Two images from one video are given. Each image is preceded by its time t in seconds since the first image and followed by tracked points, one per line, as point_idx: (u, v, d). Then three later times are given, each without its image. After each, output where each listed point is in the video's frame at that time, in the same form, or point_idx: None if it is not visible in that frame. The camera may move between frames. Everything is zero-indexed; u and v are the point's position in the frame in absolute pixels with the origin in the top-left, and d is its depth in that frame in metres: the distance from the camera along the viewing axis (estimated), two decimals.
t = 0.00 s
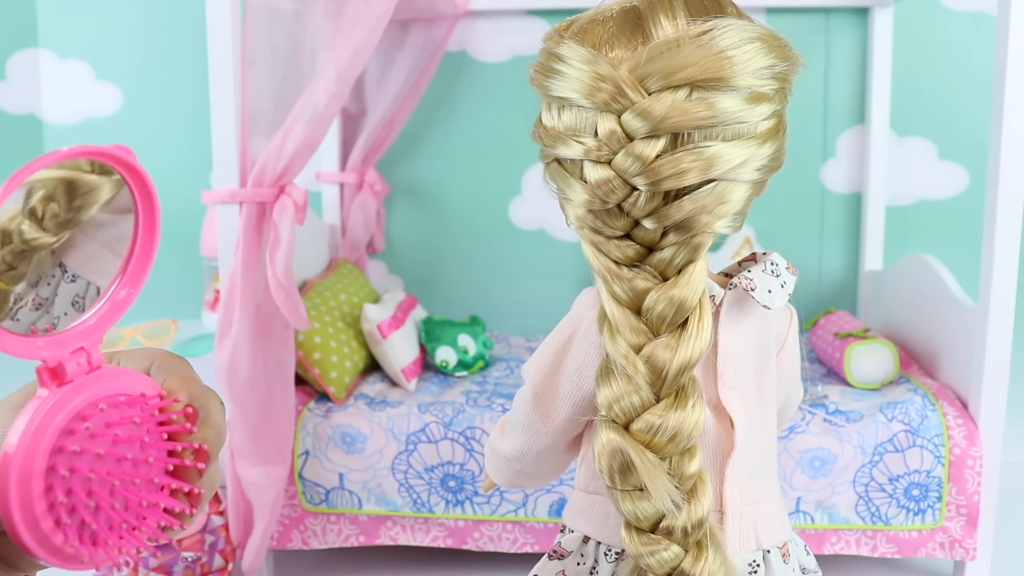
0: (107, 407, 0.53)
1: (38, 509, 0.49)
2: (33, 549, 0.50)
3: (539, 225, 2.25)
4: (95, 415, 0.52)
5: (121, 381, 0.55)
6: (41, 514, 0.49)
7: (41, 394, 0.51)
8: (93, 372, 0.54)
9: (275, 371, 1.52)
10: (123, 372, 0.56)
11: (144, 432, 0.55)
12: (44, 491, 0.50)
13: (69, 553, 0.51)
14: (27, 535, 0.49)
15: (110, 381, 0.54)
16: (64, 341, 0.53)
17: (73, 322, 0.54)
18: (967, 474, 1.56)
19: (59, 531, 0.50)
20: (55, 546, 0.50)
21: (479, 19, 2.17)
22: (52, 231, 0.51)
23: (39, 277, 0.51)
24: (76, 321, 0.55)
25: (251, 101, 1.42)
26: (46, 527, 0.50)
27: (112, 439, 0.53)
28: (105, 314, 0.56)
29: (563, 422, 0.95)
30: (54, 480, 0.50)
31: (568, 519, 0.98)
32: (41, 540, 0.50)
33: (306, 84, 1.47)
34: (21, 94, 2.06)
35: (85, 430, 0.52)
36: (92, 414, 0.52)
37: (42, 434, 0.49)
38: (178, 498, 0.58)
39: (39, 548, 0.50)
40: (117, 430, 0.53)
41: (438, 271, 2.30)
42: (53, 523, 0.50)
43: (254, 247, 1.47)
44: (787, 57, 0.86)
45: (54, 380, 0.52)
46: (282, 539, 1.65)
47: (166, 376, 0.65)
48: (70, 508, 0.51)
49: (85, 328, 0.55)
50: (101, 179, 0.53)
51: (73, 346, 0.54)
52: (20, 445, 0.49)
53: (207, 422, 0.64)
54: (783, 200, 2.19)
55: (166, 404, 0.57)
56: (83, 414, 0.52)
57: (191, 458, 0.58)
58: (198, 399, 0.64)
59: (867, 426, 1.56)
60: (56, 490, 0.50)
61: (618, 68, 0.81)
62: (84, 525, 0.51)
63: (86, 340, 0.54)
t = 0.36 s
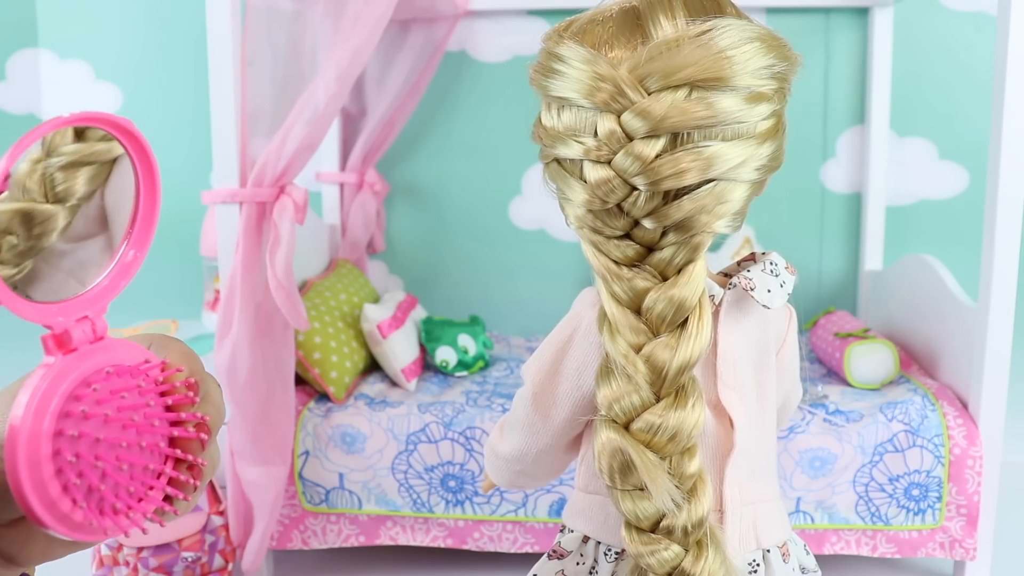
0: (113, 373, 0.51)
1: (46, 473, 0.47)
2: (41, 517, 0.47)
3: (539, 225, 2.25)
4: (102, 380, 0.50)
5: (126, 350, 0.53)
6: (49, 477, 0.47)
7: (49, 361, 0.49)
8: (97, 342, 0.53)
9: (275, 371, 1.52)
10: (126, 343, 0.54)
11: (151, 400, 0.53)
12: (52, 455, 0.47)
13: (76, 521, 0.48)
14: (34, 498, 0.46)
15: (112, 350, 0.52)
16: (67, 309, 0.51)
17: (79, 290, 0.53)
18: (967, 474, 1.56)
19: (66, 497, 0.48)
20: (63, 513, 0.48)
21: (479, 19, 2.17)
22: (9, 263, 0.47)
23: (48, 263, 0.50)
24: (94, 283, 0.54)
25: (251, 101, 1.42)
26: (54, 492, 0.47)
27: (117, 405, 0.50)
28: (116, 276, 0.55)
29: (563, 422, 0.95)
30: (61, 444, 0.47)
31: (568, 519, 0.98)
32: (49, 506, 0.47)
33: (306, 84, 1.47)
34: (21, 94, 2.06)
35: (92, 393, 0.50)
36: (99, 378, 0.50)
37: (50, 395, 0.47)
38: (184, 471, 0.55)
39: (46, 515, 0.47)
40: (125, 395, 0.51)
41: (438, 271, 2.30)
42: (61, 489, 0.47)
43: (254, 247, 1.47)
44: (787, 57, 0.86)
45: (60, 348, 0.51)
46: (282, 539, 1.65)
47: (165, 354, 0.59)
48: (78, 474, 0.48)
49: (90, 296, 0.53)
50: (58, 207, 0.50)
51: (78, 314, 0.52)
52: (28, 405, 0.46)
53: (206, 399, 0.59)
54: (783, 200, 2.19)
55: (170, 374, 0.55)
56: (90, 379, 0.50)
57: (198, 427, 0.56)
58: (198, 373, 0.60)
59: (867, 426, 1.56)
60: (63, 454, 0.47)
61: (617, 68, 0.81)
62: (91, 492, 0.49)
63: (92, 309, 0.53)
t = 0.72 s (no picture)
0: (105, 347, 0.51)
1: (38, 446, 0.46)
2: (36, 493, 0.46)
3: (539, 225, 2.25)
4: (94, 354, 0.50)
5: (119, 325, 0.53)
6: (41, 450, 0.46)
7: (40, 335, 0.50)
8: (91, 318, 0.53)
9: (275, 371, 1.52)
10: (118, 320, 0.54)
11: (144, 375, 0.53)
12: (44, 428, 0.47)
13: (71, 496, 0.48)
14: (26, 471, 0.46)
15: (106, 327, 0.53)
16: (62, 281, 0.52)
17: (71, 263, 0.53)
18: (967, 474, 1.56)
19: (59, 471, 0.47)
20: (57, 488, 0.47)
21: (479, 19, 2.17)
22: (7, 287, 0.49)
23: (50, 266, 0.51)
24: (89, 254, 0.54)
25: (251, 101, 1.42)
26: (46, 466, 0.47)
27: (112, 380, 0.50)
28: (110, 246, 0.55)
29: (563, 421, 0.95)
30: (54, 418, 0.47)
31: (567, 519, 0.98)
32: (42, 480, 0.47)
33: (306, 84, 1.47)
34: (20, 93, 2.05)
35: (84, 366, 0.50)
36: (90, 353, 0.50)
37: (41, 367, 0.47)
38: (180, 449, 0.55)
39: (41, 491, 0.47)
40: (121, 370, 0.51)
41: (438, 271, 2.30)
42: (54, 463, 0.47)
43: (254, 247, 1.47)
44: (785, 57, 0.86)
45: (52, 321, 0.51)
46: (282, 539, 1.65)
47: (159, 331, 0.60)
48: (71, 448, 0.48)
49: (81, 270, 0.53)
50: (47, 239, 0.50)
51: (69, 288, 0.52)
52: (19, 379, 0.46)
53: (201, 380, 0.61)
54: (783, 200, 2.19)
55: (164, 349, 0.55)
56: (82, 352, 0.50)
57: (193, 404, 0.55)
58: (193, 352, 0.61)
59: (867, 426, 1.56)
60: (56, 428, 0.47)
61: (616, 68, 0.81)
62: (85, 467, 0.49)
63: (82, 284, 0.53)
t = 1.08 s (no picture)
0: (93, 342, 0.51)
1: (22, 441, 0.46)
2: (19, 489, 0.46)
3: (539, 225, 2.25)
4: (82, 349, 0.50)
5: (108, 322, 0.53)
6: (25, 446, 0.46)
7: (28, 328, 0.50)
8: (79, 313, 0.53)
9: (275, 371, 1.52)
10: (106, 315, 0.54)
11: (134, 371, 0.52)
12: (29, 423, 0.47)
13: (54, 494, 0.48)
14: (8, 465, 0.46)
15: (95, 322, 0.53)
16: (49, 275, 0.51)
17: (60, 258, 0.52)
18: (967, 474, 1.56)
19: (44, 468, 0.47)
20: (40, 485, 0.47)
21: (479, 19, 2.17)
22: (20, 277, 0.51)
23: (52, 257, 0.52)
24: (77, 250, 0.54)
25: (251, 101, 1.42)
26: (30, 461, 0.46)
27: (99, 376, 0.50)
28: (100, 242, 0.55)
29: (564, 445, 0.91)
30: (39, 414, 0.47)
31: (577, 535, 0.94)
32: (25, 476, 0.46)
33: (306, 84, 1.47)
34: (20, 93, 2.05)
35: (70, 361, 0.49)
36: (76, 348, 0.50)
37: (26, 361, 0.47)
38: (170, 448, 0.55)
39: (24, 488, 0.47)
40: (109, 366, 0.51)
41: (438, 271, 2.30)
42: (38, 460, 0.47)
43: (254, 247, 1.47)
44: (786, 56, 0.87)
45: (38, 315, 0.51)
46: (282, 539, 1.65)
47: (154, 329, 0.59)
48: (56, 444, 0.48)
49: (67, 265, 0.53)
50: (50, 239, 0.51)
51: (55, 284, 0.52)
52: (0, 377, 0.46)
53: (195, 378, 0.60)
54: (783, 200, 2.19)
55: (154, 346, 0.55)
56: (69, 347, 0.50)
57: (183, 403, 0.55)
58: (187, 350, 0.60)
59: (867, 426, 1.56)
60: (41, 424, 0.47)
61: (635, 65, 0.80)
62: (70, 464, 0.48)
63: (69, 280, 0.52)
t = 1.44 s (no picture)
0: (111, 329, 0.53)
1: (44, 417, 0.47)
2: (40, 464, 0.47)
3: (539, 225, 2.25)
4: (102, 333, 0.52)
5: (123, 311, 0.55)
6: (48, 423, 0.47)
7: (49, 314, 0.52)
8: (98, 302, 0.55)
9: (275, 371, 1.52)
10: (121, 306, 0.56)
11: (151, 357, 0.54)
12: (52, 400, 0.48)
13: (75, 471, 0.48)
14: (32, 440, 0.47)
15: (110, 312, 0.54)
16: (74, 263, 0.54)
17: (85, 247, 0.55)
18: (967, 474, 1.56)
19: (65, 444, 0.48)
20: (62, 462, 0.48)
21: (478, 19, 2.17)
22: None
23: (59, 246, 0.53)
24: (102, 240, 0.57)
25: (251, 101, 1.43)
26: (52, 437, 0.47)
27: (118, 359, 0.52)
28: (125, 229, 0.58)
29: (596, 465, 0.86)
30: (62, 392, 0.48)
31: (610, 554, 0.90)
32: (47, 452, 0.47)
33: (306, 84, 1.47)
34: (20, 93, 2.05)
35: (91, 343, 0.51)
36: (94, 332, 0.52)
37: (50, 342, 0.49)
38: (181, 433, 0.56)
39: (46, 465, 0.47)
40: (128, 351, 0.53)
41: (438, 271, 2.30)
42: (60, 437, 0.48)
43: (253, 247, 1.47)
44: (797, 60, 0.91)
45: (60, 302, 0.53)
46: (282, 539, 1.65)
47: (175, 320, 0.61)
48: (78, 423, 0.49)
49: (92, 254, 0.56)
50: None
51: (79, 272, 0.55)
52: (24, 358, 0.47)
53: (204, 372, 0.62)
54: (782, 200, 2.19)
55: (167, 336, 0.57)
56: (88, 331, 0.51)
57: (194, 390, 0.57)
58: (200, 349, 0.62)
59: (867, 426, 1.56)
60: (64, 403, 0.48)
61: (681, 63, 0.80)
62: (91, 443, 0.49)
63: (93, 268, 0.55)
